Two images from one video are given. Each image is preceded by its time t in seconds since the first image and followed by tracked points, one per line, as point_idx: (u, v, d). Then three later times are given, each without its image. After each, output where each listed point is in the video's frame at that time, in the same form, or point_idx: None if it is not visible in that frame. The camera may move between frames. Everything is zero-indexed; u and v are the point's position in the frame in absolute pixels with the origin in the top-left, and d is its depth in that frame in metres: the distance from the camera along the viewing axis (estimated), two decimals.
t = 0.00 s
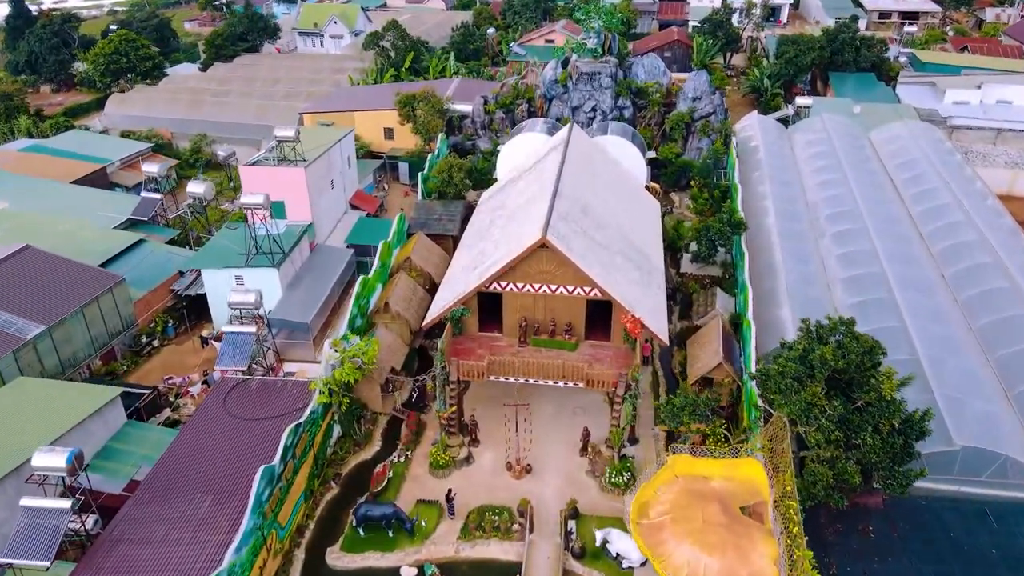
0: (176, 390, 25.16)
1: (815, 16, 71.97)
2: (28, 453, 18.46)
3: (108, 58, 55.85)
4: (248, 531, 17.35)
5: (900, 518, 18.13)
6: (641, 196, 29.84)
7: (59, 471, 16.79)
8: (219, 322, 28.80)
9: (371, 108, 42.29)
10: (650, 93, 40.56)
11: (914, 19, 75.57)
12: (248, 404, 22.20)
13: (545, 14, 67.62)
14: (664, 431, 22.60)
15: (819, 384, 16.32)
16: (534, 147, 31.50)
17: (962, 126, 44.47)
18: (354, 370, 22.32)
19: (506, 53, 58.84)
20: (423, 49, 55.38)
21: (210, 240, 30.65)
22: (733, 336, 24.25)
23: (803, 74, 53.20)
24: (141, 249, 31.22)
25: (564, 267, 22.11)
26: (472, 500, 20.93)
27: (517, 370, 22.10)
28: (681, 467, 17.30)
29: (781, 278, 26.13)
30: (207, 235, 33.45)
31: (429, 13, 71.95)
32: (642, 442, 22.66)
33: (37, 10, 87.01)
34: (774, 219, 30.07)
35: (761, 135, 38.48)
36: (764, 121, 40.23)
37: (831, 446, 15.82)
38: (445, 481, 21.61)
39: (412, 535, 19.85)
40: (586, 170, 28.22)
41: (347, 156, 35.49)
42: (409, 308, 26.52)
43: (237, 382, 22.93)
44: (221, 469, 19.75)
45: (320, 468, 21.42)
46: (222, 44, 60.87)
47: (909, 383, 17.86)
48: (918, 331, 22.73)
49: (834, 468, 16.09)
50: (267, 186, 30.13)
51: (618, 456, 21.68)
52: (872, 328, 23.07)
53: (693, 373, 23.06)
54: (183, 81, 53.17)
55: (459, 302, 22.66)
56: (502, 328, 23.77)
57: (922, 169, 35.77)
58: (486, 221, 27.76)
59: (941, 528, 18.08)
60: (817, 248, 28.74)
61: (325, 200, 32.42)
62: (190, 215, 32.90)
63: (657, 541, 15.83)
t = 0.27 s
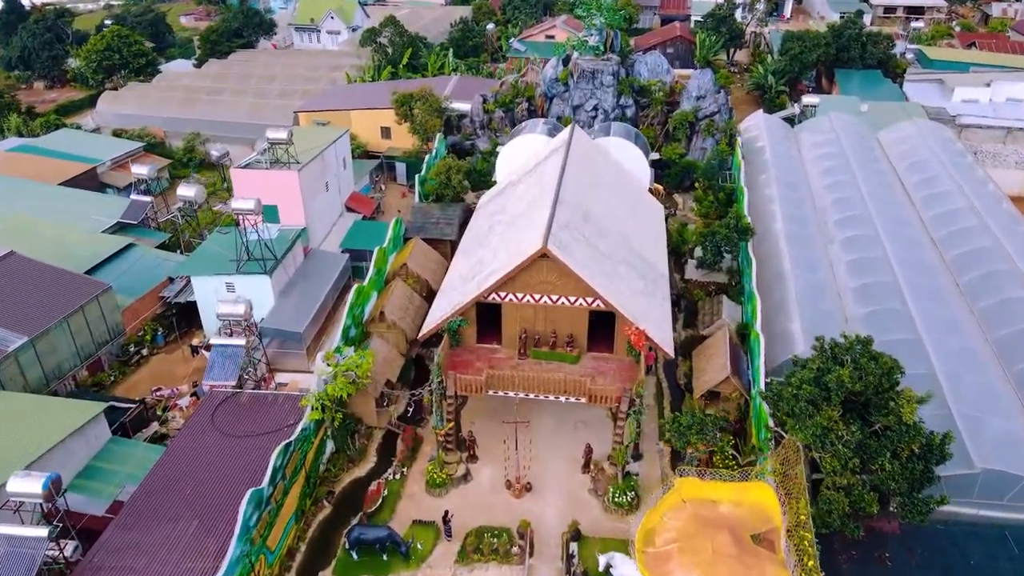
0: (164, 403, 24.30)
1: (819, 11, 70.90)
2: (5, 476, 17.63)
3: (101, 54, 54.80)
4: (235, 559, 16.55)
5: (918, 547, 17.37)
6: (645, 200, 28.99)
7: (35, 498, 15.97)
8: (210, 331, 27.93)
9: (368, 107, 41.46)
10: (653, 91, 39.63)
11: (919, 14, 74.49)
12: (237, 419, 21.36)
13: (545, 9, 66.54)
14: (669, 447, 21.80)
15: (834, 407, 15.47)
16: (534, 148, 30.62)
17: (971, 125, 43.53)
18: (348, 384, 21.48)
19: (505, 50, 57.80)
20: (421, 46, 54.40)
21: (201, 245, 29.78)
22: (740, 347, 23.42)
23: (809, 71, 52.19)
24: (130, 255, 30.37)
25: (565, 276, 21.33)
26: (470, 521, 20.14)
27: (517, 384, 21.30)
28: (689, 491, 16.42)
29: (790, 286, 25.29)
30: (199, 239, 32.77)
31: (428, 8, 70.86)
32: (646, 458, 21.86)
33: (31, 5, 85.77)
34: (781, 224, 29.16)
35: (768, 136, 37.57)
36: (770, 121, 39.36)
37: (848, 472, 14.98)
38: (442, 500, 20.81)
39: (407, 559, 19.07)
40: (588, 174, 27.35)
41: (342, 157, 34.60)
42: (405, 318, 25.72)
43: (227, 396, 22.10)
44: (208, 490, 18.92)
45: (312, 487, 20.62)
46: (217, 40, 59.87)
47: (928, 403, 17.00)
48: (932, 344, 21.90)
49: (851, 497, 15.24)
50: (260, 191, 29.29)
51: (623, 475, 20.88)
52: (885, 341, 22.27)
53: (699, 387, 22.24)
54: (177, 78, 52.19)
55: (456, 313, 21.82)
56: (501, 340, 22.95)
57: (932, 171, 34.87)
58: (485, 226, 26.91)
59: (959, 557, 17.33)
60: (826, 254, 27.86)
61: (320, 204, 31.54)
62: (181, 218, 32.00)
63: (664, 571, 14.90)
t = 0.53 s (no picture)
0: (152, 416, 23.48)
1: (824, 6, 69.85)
2: None
3: (93, 50, 53.79)
4: None
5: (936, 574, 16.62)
6: (649, 204, 28.15)
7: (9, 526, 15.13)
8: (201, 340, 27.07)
9: (365, 105, 40.58)
10: (656, 89, 38.69)
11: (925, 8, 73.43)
12: (223, 435, 20.46)
13: (545, 4, 65.49)
14: (675, 464, 21.02)
15: (852, 433, 14.64)
16: (534, 150, 29.77)
17: (981, 123, 42.65)
18: (342, 399, 20.68)
19: (505, 45, 56.82)
20: (419, 42, 53.44)
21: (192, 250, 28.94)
22: (748, 359, 22.62)
23: (814, 68, 51.25)
24: (119, 260, 29.56)
25: (568, 287, 20.56)
26: (468, 543, 19.36)
27: (517, 399, 20.52)
28: (697, 517, 15.41)
29: (798, 294, 24.43)
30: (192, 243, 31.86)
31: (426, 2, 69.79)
32: (651, 475, 21.10)
33: None
34: (789, 227, 28.26)
35: (774, 136, 36.68)
36: (776, 121, 38.46)
37: (867, 502, 14.15)
38: (439, 521, 20.03)
39: None
40: (591, 178, 26.49)
41: (338, 159, 33.70)
42: (401, 328, 24.93)
43: (217, 409, 21.28)
44: (194, 512, 18.14)
45: (304, 507, 19.82)
46: (212, 36, 58.89)
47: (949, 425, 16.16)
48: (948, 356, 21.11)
49: (870, 527, 14.36)
50: (252, 194, 28.41)
51: (627, 494, 20.11)
52: (898, 354, 21.42)
53: (705, 402, 21.45)
54: (171, 75, 51.21)
55: (454, 325, 21.04)
56: (501, 352, 22.16)
57: (942, 171, 33.96)
58: (485, 232, 26.09)
59: None
60: (836, 259, 27.01)
61: (314, 207, 30.66)
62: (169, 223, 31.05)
63: None
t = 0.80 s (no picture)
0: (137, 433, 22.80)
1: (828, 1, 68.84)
2: None
3: (84, 47, 52.70)
4: None
5: None
6: (653, 208, 27.31)
7: None
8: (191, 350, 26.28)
9: (361, 105, 39.72)
10: (660, 88, 37.77)
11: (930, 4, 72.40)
12: (213, 453, 19.71)
13: None
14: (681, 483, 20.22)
15: (872, 463, 13.74)
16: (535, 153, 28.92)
17: (990, 122, 41.74)
18: (335, 417, 19.87)
19: (505, 42, 55.83)
20: (418, 39, 52.51)
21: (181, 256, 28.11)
22: (757, 373, 21.79)
23: (820, 65, 50.29)
24: (107, 267, 28.70)
25: (569, 301, 19.75)
26: (465, 568, 18.53)
27: (517, 416, 19.74)
28: (707, 549, 15.10)
29: (809, 305, 23.55)
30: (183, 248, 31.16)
31: None
32: (657, 495, 20.33)
33: None
34: (798, 232, 27.31)
35: (780, 136, 35.73)
36: (781, 120, 37.50)
37: (888, 536, 13.27)
38: (436, 544, 19.23)
39: None
40: (593, 183, 25.64)
41: (333, 161, 32.82)
42: (398, 339, 24.11)
43: (206, 426, 20.49)
44: (179, 537, 17.33)
45: (295, 530, 19.02)
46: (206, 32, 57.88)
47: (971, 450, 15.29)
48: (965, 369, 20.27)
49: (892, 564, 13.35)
50: (243, 199, 27.60)
51: (631, 516, 19.32)
52: (913, 370, 20.57)
53: (712, 418, 20.64)
54: (164, 73, 50.25)
55: (451, 339, 20.24)
56: (500, 366, 21.36)
57: (949, 168, 32.98)
58: (484, 239, 25.25)
59: None
60: (845, 265, 26.13)
61: (308, 212, 29.81)
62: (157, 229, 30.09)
63: None
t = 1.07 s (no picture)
0: (124, 450, 22.02)
1: None
2: None
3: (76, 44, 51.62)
4: None
5: None
6: (658, 217, 26.72)
7: None
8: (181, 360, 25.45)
9: (358, 104, 38.83)
10: (663, 87, 36.86)
11: None
12: (201, 475, 18.92)
13: None
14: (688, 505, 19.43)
15: (896, 501, 12.94)
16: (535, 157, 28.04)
17: (1001, 122, 40.84)
18: (328, 437, 19.06)
19: (505, 38, 54.85)
20: (416, 35, 51.49)
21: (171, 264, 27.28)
22: (766, 389, 20.98)
23: (827, 63, 49.28)
24: (95, 275, 27.86)
25: (572, 316, 18.93)
26: None
27: (517, 437, 18.94)
28: None
29: (820, 317, 22.69)
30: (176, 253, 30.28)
31: None
32: (663, 517, 19.52)
33: None
34: (807, 240, 26.37)
35: (787, 138, 34.82)
36: (788, 121, 36.59)
37: None
38: (433, 570, 18.41)
39: None
40: (596, 189, 24.78)
41: (328, 164, 31.92)
42: (394, 352, 23.28)
43: (194, 446, 19.72)
44: (163, 566, 16.52)
45: (286, 555, 18.22)
46: (200, 28, 56.81)
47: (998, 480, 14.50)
48: (985, 385, 19.41)
49: None
50: (234, 205, 26.77)
51: (637, 540, 18.52)
52: (930, 387, 19.75)
53: (721, 437, 19.83)
54: (158, 70, 49.31)
55: (449, 355, 19.45)
56: (500, 383, 20.56)
57: (959, 165, 31.98)
58: (483, 248, 24.42)
59: None
60: (856, 274, 25.21)
61: (301, 217, 28.95)
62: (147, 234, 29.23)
63: None
